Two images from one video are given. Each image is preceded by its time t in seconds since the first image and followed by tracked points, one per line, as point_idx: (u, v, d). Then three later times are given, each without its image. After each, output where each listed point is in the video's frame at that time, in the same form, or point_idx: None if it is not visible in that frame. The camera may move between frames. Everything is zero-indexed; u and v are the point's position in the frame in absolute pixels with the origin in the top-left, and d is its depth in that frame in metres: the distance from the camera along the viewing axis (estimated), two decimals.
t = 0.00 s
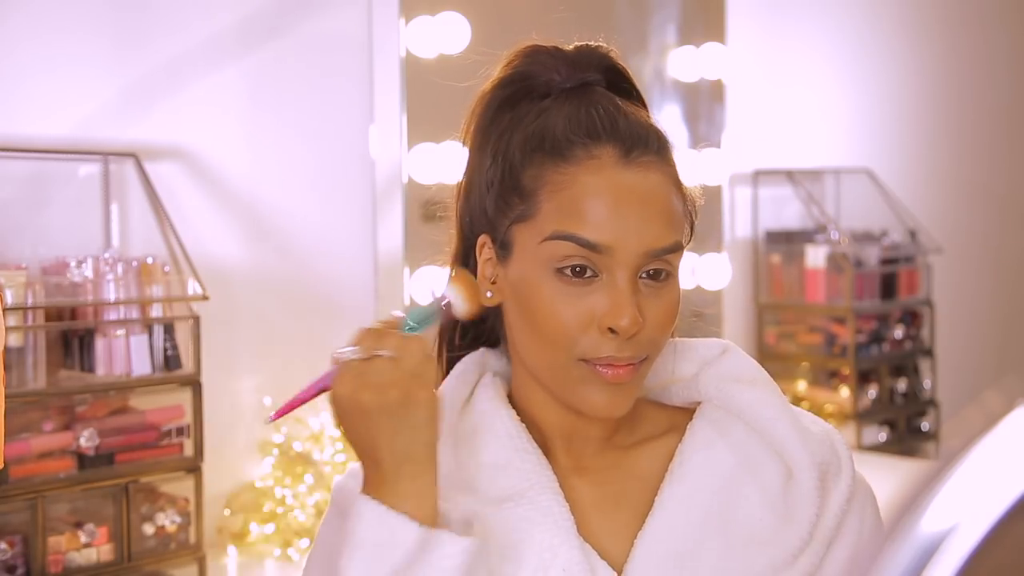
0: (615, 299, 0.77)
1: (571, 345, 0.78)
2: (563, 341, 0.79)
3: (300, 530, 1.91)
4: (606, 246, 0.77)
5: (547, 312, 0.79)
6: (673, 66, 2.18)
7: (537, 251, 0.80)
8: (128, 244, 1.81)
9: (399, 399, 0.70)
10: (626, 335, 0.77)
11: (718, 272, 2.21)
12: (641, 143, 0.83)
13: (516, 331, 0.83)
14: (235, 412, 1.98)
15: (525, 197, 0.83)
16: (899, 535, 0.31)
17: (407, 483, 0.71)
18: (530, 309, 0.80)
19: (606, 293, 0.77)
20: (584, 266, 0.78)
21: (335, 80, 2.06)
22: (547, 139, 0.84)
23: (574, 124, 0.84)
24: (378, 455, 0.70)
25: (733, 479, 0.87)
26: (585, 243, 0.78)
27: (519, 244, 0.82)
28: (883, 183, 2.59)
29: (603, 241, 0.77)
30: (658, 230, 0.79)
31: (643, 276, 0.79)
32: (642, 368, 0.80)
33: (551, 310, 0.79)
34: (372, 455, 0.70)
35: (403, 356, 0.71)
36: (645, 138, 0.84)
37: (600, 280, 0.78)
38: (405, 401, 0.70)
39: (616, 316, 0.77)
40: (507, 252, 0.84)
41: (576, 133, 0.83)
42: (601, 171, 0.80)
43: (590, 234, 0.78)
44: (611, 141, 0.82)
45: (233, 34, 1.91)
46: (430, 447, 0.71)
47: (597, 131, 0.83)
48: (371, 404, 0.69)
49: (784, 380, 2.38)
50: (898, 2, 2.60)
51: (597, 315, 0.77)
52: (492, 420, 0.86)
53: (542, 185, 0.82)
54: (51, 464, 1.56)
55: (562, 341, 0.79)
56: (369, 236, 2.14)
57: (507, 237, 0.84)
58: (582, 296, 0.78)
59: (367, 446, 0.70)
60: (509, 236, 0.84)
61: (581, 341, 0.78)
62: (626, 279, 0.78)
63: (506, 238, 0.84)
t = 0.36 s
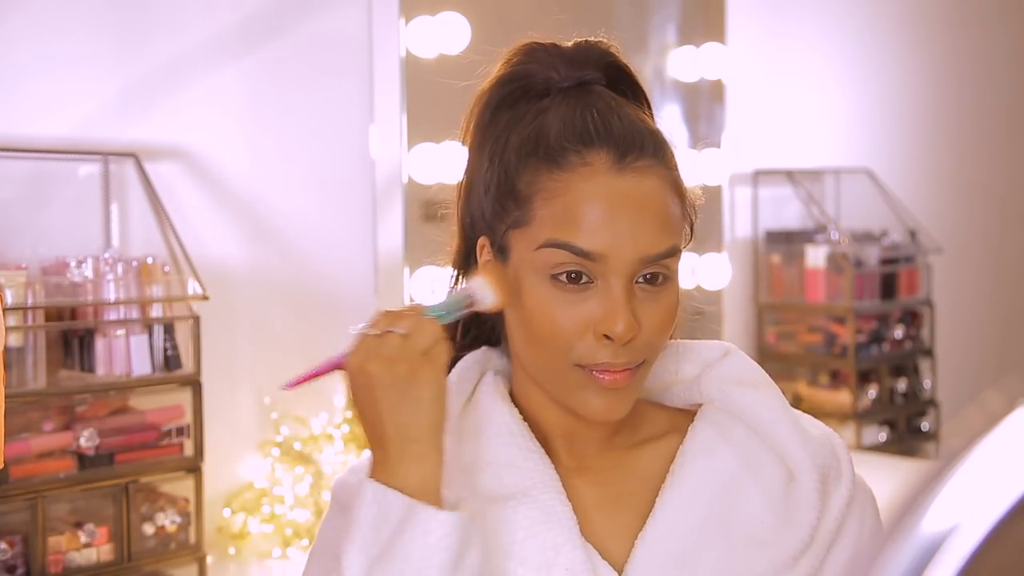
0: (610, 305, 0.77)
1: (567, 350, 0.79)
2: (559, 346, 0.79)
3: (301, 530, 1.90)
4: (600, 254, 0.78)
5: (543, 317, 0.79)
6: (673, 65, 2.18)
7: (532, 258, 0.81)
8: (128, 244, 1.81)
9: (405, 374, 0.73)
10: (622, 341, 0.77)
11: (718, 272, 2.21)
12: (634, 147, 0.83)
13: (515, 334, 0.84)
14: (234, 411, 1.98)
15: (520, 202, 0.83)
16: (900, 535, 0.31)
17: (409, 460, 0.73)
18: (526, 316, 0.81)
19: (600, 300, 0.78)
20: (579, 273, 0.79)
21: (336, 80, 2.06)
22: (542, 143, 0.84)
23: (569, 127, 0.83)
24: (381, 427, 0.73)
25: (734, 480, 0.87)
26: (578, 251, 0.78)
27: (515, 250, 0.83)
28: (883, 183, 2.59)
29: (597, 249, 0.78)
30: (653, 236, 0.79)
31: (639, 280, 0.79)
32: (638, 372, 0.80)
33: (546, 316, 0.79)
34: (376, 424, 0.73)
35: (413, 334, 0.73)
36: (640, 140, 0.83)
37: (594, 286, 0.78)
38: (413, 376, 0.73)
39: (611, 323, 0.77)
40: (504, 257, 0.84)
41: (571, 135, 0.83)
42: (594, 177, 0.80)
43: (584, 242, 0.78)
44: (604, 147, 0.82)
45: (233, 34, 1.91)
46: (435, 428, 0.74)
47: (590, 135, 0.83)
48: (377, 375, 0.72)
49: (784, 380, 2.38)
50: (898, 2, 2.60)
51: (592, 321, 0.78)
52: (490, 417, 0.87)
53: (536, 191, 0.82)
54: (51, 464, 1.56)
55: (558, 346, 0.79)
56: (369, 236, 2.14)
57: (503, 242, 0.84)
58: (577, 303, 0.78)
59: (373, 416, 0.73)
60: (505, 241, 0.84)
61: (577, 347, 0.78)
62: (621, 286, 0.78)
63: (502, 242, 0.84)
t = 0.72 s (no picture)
0: (605, 304, 0.77)
1: (564, 349, 0.79)
2: (556, 345, 0.79)
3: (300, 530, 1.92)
4: (596, 253, 0.78)
5: (541, 317, 0.79)
6: (673, 65, 2.18)
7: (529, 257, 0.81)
8: (128, 244, 1.81)
9: (421, 359, 0.72)
10: (618, 340, 0.77)
11: (718, 272, 2.22)
12: (632, 147, 0.83)
13: (514, 333, 0.84)
14: (235, 411, 1.98)
15: (518, 201, 0.83)
16: (899, 535, 0.31)
17: (421, 450, 0.72)
18: (523, 315, 0.81)
19: (596, 299, 0.78)
20: (575, 272, 0.79)
21: (336, 80, 2.06)
22: (541, 142, 0.84)
23: (568, 127, 0.83)
24: (394, 413, 0.72)
25: (737, 480, 0.87)
26: (575, 250, 0.78)
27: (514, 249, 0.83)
28: (882, 183, 2.59)
29: (593, 248, 0.78)
30: (649, 235, 0.79)
31: (636, 280, 0.79)
32: (635, 372, 0.80)
33: (543, 315, 0.79)
34: (392, 410, 0.73)
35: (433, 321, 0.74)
36: (638, 140, 0.83)
37: (591, 285, 0.78)
38: (428, 361, 0.72)
39: (607, 322, 0.77)
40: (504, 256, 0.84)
41: (570, 135, 0.83)
42: (590, 176, 0.80)
43: (580, 241, 0.78)
44: (602, 146, 0.82)
45: (233, 34, 1.91)
46: (446, 420, 0.73)
47: (588, 135, 0.83)
48: (395, 359, 0.72)
49: (784, 380, 2.38)
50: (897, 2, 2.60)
51: (588, 320, 0.78)
52: (492, 417, 0.87)
53: (533, 190, 0.82)
54: (50, 464, 1.56)
55: (555, 346, 0.79)
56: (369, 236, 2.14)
57: (503, 241, 0.84)
58: (573, 302, 0.78)
59: (387, 404, 0.73)
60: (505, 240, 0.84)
61: (574, 346, 0.78)
62: (617, 286, 0.78)
63: (502, 241, 0.84)
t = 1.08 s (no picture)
0: (605, 306, 0.77)
1: (564, 352, 0.79)
2: (555, 348, 0.79)
3: (300, 530, 1.89)
4: (595, 256, 0.78)
5: (540, 320, 0.79)
6: (673, 65, 2.18)
7: (528, 261, 0.81)
8: (128, 244, 1.81)
9: (402, 354, 0.74)
10: (617, 342, 0.77)
11: (718, 272, 2.22)
12: (629, 149, 0.83)
13: (513, 335, 0.84)
14: (234, 412, 1.98)
15: (516, 204, 0.84)
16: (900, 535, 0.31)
17: (404, 445, 0.73)
18: (523, 318, 0.81)
19: (595, 301, 0.78)
20: (574, 275, 0.79)
21: (335, 80, 2.05)
22: (537, 145, 0.84)
23: (564, 128, 0.83)
24: (378, 405, 0.74)
25: (733, 482, 0.87)
26: (574, 253, 0.78)
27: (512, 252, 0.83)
28: (883, 183, 2.59)
29: (592, 251, 0.78)
30: (648, 236, 0.79)
31: (635, 281, 0.79)
32: (635, 373, 0.80)
33: (543, 319, 0.79)
34: (374, 408, 0.74)
35: (413, 319, 0.76)
36: (634, 142, 0.83)
37: (590, 288, 0.78)
38: (407, 357, 0.74)
39: (606, 324, 0.77)
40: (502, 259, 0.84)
41: (566, 137, 0.83)
42: (588, 179, 0.81)
43: (579, 244, 0.78)
44: (599, 147, 0.82)
45: (233, 34, 1.91)
46: (428, 413, 0.74)
47: (584, 137, 0.83)
48: (375, 356, 0.74)
49: (784, 380, 2.37)
50: (897, 2, 2.60)
51: (587, 322, 0.78)
52: (492, 416, 0.87)
53: (531, 193, 0.82)
54: (50, 464, 1.56)
55: (555, 348, 0.79)
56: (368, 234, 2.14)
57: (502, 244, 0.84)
58: (572, 304, 0.78)
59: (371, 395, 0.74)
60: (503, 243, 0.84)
61: (573, 348, 0.78)
62: (616, 288, 0.78)
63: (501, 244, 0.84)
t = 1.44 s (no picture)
0: (604, 305, 0.77)
1: (563, 352, 0.79)
2: (555, 347, 0.79)
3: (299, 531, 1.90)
4: (593, 255, 0.78)
5: (539, 319, 0.79)
6: (673, 66, 2.18)
7: (527, 260, 0.80)
8: (128, 244, 1.81)
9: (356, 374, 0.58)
10: (617, 341, 0.77)
11: (718, 272, 2.22)
12: (627, 148, 0.83)
13: (513, 334, 0.83)
14: (234, 412, 1.98)
15: (514, 203, 0.83)
16: (900, 533, 0.31)
17: (389, 456, 0.62)
18: (522, 318, 0.81)
19: (594, 301, 0.78)
20: (573, 274, 0.79)
21: (336, 80, 2.05)
22: (535, 145, 0.84)
23: (562, 129, 0.84)
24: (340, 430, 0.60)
25: (737, 482, 0.87)
26: (572, 252, 0.78)
27: (511, 252, 0.83)
28: (883, 183, 2.59)
29: (590, 250, 0.78)
30: (646, 235, 0.79)
31: (634, 280, 0.79)
32: (635, 373, 0.80)
33: (542, 318, 0.79)
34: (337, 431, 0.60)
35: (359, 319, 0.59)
36: (633, 142, 0.84)
37: (588, 287, 0.78)
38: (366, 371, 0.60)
39: (606, 323, 0.77)
40: (501, 259, 0.84)
41: (564, 137, 0.83)
42: (586, 178, 0.81)
43: (577, 243, 0.78)
44: (597, 147, 0.82)
45: (233, 34, 1.91)
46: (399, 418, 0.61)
47: (582, 137, 0.83)
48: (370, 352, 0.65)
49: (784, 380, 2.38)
50: (897, 2, 2.60)
51: (587, 321, 0.78)
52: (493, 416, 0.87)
53: (529, 192, 0.82)
54: (50, 464, 1.56)
55: (555, 348, 0.79)
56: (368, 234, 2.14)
57: (501, 244, 0.84)
58: (571, 304, 0.78)
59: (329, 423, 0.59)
60: (502, 243, 0.84)
61: (573, 348, 0.78)
62: (615, 287, 0.78)
63: (499, 244, 0.84)
